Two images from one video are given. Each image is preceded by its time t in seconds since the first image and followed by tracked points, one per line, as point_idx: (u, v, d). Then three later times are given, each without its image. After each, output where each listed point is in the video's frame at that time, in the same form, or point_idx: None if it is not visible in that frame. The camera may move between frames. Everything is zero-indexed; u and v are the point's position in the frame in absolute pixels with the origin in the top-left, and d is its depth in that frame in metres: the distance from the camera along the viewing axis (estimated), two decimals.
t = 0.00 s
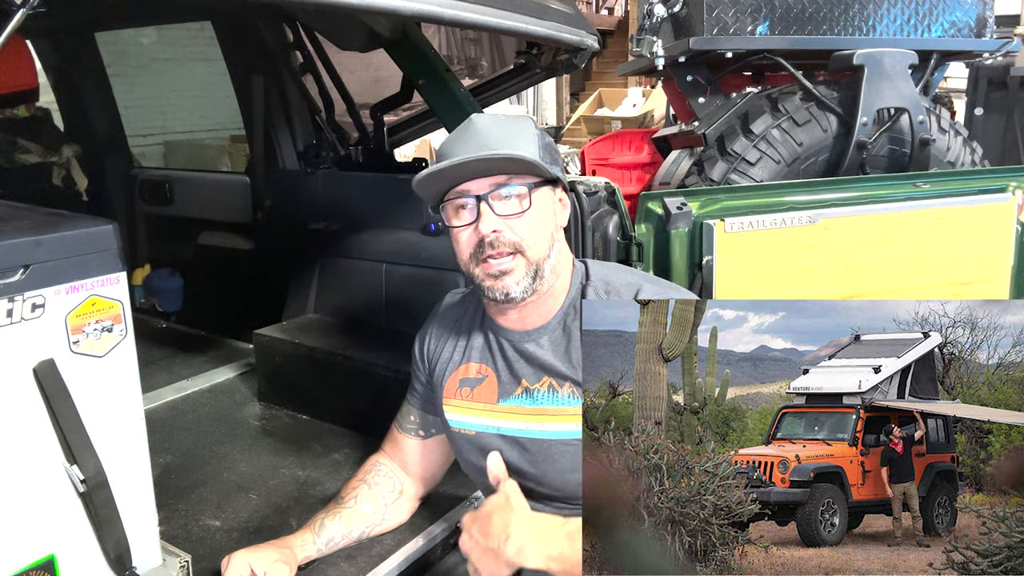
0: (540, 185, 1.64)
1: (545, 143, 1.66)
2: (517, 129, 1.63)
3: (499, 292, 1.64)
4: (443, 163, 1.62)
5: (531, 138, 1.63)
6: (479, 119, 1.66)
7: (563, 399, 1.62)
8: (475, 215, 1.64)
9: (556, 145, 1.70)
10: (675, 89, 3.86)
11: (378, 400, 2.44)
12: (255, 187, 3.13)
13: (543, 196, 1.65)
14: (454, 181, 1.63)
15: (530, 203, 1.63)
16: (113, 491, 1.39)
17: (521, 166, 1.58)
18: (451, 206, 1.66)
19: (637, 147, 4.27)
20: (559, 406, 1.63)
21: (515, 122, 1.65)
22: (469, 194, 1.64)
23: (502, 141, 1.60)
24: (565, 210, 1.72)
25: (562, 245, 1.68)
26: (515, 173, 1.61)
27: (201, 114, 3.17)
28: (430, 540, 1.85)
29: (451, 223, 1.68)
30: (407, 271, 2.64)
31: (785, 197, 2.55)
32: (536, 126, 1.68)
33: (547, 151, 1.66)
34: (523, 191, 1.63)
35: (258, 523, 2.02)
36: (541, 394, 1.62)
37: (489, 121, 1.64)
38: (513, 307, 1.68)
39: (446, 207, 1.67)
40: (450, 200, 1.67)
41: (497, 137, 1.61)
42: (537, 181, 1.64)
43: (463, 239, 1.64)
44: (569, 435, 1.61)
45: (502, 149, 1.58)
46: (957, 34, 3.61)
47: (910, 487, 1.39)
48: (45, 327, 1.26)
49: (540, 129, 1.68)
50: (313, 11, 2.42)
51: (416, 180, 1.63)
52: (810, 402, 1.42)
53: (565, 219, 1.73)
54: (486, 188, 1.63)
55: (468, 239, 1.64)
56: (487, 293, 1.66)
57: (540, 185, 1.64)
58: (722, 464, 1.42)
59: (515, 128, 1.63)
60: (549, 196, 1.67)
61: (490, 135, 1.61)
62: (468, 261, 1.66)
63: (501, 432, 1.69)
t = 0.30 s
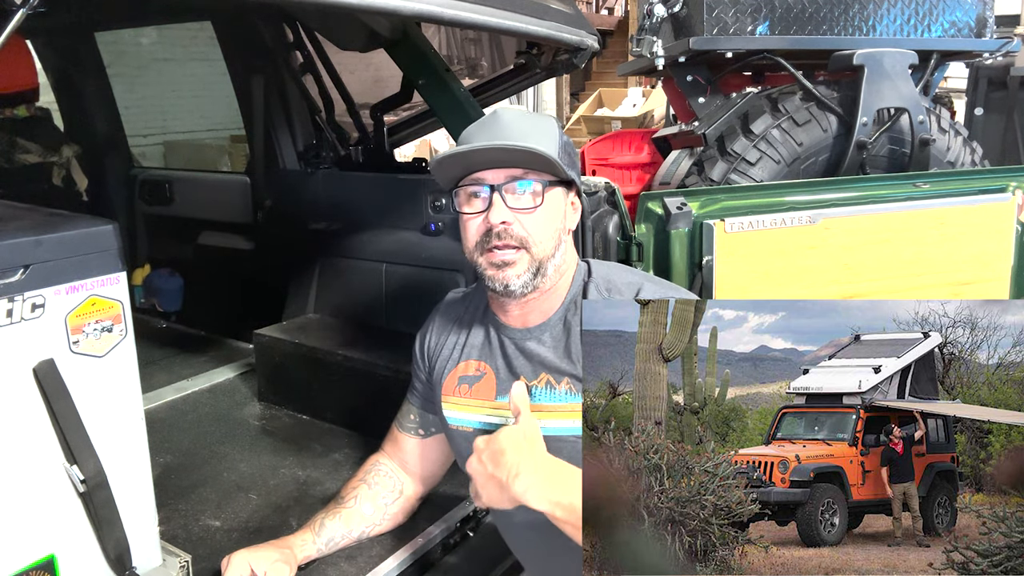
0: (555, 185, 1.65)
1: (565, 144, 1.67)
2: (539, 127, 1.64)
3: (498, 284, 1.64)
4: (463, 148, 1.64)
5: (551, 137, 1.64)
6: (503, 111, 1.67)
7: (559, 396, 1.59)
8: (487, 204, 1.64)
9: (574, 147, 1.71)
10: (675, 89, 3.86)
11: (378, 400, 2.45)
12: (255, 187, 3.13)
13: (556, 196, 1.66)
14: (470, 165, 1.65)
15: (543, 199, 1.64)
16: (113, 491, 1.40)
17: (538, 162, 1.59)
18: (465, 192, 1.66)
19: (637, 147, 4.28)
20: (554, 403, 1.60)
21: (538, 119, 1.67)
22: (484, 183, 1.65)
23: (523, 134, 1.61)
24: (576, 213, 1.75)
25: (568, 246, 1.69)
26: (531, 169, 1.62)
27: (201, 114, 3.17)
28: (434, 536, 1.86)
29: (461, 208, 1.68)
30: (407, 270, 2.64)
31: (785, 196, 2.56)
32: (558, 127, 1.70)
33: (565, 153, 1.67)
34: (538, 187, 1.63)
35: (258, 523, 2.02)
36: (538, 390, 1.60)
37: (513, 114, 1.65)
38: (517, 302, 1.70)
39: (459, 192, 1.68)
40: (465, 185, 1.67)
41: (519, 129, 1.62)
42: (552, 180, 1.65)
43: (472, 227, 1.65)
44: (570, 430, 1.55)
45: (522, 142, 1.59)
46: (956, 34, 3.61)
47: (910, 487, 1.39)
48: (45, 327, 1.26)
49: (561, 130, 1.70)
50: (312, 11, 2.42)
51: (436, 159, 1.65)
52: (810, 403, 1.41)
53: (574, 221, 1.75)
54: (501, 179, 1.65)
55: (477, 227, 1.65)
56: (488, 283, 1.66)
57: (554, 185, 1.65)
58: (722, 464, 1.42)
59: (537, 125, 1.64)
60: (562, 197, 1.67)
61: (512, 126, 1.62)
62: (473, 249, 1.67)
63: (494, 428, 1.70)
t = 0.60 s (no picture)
0: (555, 185, 1.65)
1: (567, 144, 1.67)
2: (541, 127, 1.64)
3: (497, 282, 1.64)
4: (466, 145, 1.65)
5: (553, 138, 1.64)
6: (506, 110, 1.67)
7: (552, 386, 1.57)
8: (487, 203, 1.66)
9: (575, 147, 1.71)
10: (675, 89, 3.86)
11: (378, 400, 2.44)
12: (255, 187, 3.13)
13: (556, 197, 1.67)
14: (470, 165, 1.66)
15: (542, 198, 1.64)
16: (113, 490, 1.40)
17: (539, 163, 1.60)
18: (465, 191, 1.68)
19: (637, 147, 4.30)
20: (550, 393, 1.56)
21: (541, 119, 1.66)
22: (484, 183, 1.66)
23: (526, 135, 1.61)
24: (576, 213, 1.75)
25: (568, 245, 1.69)
26: (532, 169, 1.63)
27: (201, 114, 3.16)
28: (433, 536, 1.84)
29: (462, 207, 1.70)
30: (407, 270, 2.64)
31: (785, 197, 2.56)
32: (560, 126, 1.70)
33: (567, 153, 1.67)
34: (538, 187, 1.64)
35: (258, 523, 2.02)
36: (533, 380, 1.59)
37: (517, 113, 1.65)
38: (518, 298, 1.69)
39: (460, 190, 1.69)
40: (466, 184, 1.69)
41: (522, 130, 1.62)
42: (551, 180, 1.64)
43: (472, 225, 1.66)
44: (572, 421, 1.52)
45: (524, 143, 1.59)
46: (957, 34, 3.61)
47: (910, 487, 1.39)
48: (45, 327, 1.26)
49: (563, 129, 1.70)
50: (312, 12, 2.42)
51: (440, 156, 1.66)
52: (810, 403, 1.41)
53: (575, 221, 1.75)
54: (501, 178, 1.65)
55: (476, 226, 1.66)
56: (487, 282, 1.66)
57: (553, 185, 1.65)
58: (722, 464, 1.42)
59: (539, 125, 1.64)
60: (562, 198, 1.68)
61: (516, 126, 1.62)
62: (472, 247, 1.68)
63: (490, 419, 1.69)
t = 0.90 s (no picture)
0: (552, 180, 1.65)
1: (566, 141, 1.67)
2: (539, 124, 1.65)
3: (495, 276, 1.63)
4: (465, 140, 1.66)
5: (551, 134, 1.64)
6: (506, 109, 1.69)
7: (550, 378, 1.59)
8: (484, 197, 1.67)
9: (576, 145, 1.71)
10: (675, 90, 3.86)
11: (378, 400, 2.44)
12: (255, 187, 3.13)
13: (555, 193, 1.66)
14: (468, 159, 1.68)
15: (538, 193, 1.64)
16: (113, 490, 1.39)
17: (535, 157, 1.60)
18: (465, 186, 1.69)
19: (637, 147, 4.32)
20: (546, 385, 1.59)
21: (540, 117, 1.67)
22: (482, 177, 1.67)
23: (525, 130, 1.62)
24: (579, 211, 1.73)
25: (568, 242, 1.67)
26: (529, 164, 1.63)
27: (201, 114, 3.17)
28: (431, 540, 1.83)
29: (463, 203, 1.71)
30: (407, 270, 2.64)
31: (785, 197, 2.56)
32: (560, 125, 1.70)
33: (566, 150, 1.67)
34: (535, 181, 1.64)
35: (258, 523, 2.02)
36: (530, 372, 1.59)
37: (516, 111, 1.66)
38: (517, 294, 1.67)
39: (461, 186, 1.70)
40: (466, 179, 1.70)
41: (522, 126, 1.63)
42: (548, 175, 1.64)
43: (470, 219, 1.67)
44: (571, 411, 1.55)
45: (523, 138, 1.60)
46: (957, 34, 3.61)
47: (910, 487, 1.39)
48: (45, 327, 1.26)
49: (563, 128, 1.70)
50: (313, 12, 2.42)
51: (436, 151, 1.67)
52: (810, 402, 1.42)
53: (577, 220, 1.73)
54: (499, 173, 1.66)
55: (475, 220, 1.67)
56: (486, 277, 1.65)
57: (552, 180, 1.65)
58: (722, 464, 1.42)
59: (538, 121, 1.65)
60: (561, 194, 1.67)
61: (516, 122, 1.63)
62: (472, 241, 1.68)
63: (490, 413, 1.67)
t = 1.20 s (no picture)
0: (551, 184, 1.65)
1: (567, 143, 1.67)
2: (540, 127, 1.65)
3: (492, 280, 1.65)
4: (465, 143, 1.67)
5: (552, 137, 1.65)
6: (508, 109, 1.68)
7: (548, 383, 1.52)
8: (483, 201, 1.67)
9: (577, 146, 1.71)
10: (675, 89, 3.86)
11: (378, 400, 2.44)
12: (255, 187, 3.14)
13: (555, 197, 1.66)
14: (468, 160, 1.69)
15: (537, 197, 1.65)
16: (113, 490, 1.39)
17: (535, 163, 1.61)
18: (466, 188, 1.71)
19: (637, 148, 4.32)
20: (543, 391, 1.52)
21: (541, 118, 1.67)
22: (482, 180, 1.68)
23: (525, 135, 1.63)
24: (581, 213, 1.72)
25: (568, 245, 1.67)
26: (528, 168, 1.63)
27: (201, 114, 3.17)
28: (430, 540, 1.86)
29: (464, 204, 1.72)
30: (407, 270, 2.64)
31: (785, 197, 2.56)
32: (562, 125, 1.70)
33: (567, 153, 1.67)
34: (534, 185, 1.64)
35: (258, 523, 2.02)
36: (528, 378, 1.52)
37: (518, 112, 1.66)
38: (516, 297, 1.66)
39: (461, 187, 1.72)
40: (467, 180, 1.71)
41: (522, 129, 1.63)
42: (548, 179, 1.64)
43: (468, 222, 1.67)
44: (570, 417, 1.49)
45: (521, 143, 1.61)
46: (957, 34, 3.61)
47: (910, 487, 1.40)
48: (45, 327, 1.26)
49: (565, 129, 1.70)
50: (313, 12, 2.42)
51: (436, 151, 1.68)
52: (809, 402, 1.42)
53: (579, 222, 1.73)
54: (498, 176, 1.67)
55: (473, 223, 1.67)
56: (484, 280, 1.67)
57: (552, 184, 1.65)
58: (722, 464, 1.42)
59: (539, 124, 1.65)
60: (561, 198, 1.67)
61: (516, 125, 1.64)
62: (471, 244, 1.69)
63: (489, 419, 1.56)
